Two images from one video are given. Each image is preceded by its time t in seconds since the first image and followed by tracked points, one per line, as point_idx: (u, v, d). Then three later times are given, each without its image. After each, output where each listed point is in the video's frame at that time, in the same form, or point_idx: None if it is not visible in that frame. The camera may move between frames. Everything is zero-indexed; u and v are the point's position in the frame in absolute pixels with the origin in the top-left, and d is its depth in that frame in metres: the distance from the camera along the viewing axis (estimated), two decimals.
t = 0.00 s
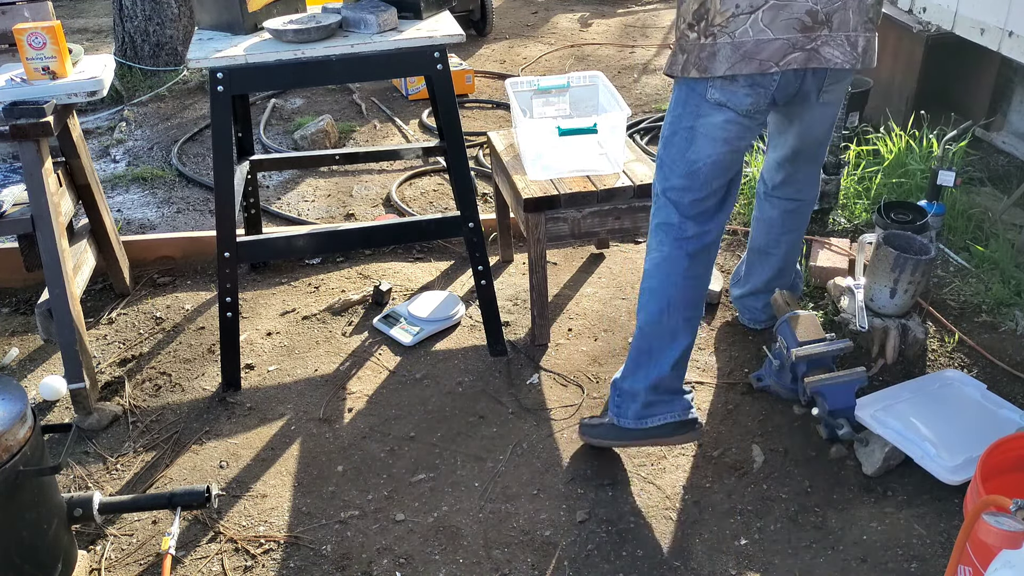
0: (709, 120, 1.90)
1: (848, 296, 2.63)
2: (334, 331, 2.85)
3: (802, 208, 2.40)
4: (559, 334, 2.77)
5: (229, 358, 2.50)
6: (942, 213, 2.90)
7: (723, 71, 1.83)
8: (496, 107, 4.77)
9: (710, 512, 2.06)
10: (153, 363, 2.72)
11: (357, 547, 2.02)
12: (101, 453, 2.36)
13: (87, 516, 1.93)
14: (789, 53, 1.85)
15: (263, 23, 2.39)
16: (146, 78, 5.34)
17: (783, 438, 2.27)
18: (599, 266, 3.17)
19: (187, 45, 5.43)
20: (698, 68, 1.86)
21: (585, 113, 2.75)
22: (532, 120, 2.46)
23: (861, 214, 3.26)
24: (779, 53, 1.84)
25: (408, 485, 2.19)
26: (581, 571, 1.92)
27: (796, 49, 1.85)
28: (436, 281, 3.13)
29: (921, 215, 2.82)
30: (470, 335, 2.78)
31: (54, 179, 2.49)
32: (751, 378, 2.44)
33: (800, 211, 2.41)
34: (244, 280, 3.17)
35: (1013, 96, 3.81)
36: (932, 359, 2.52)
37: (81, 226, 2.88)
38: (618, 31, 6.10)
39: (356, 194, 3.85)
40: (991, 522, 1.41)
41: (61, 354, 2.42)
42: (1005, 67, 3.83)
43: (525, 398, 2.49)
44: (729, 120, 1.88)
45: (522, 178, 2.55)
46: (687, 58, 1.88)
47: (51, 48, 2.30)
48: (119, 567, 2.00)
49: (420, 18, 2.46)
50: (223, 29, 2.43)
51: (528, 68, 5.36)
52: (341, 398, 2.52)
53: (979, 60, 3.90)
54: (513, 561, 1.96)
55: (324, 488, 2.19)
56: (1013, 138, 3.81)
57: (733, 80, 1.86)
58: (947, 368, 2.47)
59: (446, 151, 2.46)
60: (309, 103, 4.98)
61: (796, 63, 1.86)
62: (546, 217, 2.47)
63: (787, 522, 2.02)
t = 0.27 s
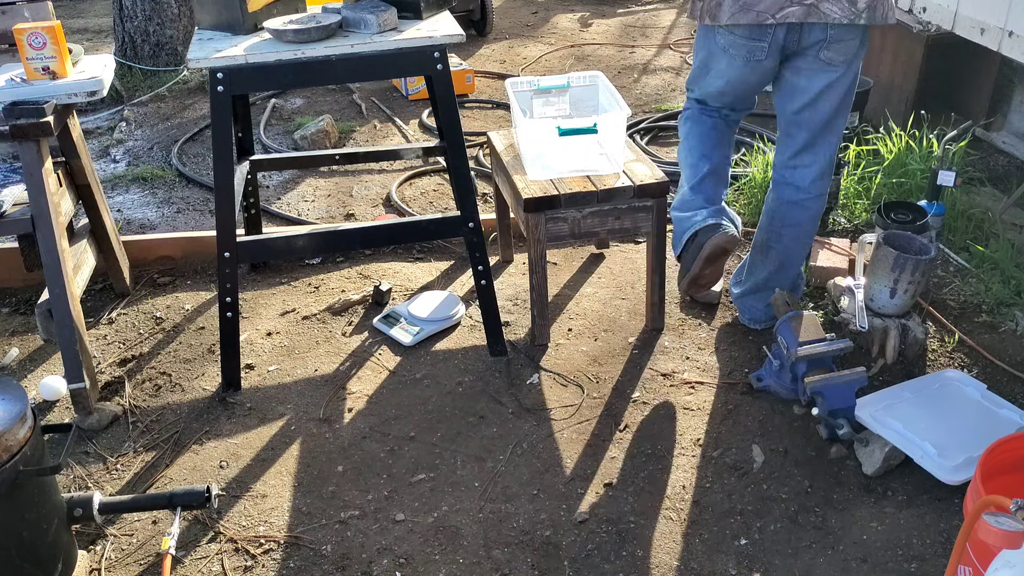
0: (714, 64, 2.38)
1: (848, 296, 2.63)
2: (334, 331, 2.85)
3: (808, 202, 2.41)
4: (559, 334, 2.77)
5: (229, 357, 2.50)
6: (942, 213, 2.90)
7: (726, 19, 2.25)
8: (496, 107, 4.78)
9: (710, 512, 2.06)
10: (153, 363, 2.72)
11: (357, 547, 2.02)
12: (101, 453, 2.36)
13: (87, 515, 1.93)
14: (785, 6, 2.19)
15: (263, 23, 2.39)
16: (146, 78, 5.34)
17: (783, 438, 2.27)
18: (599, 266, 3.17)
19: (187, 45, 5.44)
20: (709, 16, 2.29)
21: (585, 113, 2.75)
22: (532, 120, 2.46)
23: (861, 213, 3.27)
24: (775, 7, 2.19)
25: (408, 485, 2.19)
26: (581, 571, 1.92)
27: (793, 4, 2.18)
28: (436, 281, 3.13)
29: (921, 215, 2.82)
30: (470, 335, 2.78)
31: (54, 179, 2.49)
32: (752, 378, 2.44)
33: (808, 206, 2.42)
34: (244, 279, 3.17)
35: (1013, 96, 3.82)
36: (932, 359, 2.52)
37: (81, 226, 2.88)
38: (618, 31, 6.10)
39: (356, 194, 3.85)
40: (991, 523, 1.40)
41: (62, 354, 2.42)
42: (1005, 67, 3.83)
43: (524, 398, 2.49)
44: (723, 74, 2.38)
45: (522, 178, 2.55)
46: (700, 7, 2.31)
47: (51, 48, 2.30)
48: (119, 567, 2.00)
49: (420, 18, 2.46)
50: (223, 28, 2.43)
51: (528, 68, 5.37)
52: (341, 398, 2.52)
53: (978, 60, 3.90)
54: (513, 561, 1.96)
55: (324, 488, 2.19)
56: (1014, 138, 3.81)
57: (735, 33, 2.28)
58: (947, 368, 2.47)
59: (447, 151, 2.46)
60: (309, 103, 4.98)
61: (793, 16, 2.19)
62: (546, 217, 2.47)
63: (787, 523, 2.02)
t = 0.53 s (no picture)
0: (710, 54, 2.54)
1: (848, 296, 2.63)
2: (334, 331, 2.85)
3: (792, 176, 2.50)
4: (559, 334, 2.77)
5: (229, 357, 2.50)
6: (942, 213, 2.90)
7: (735, 23, 2.37)
8: (496, 107, 4.77)
9: (710, 512, 2.07)
10: (153, 363, 2.72)
11: (357, 547, 2.02)
12: (101, 453, 2.36)
13: (87, 515, 1.93)
14: (792, 4, 2.30)
15: (263, 23, 2.39)
16: (146, 78, 5.34)
17: (783, 438, 2.26)
18: (599, 266, 3.17)
19: (187, 45, 5.43)
20: (715, 19, 2.41)
21: (585, 113, 2.75)
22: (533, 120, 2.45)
23: (861, 213, 3.27)
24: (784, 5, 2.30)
25: (408, 485, 2.19)
26: (580, 571, 1.93)
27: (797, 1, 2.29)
28: (436, 281, 3.13)
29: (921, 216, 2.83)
30: (470, 335, 2.78)
31: (54, 179, 2.49)
32: (752, 378, 2.44)
33: (791, 179, 2.51)
34: (244, 279, 3.17)
35: (1013, 95, 3.84)
36: (932, 359, 2.52)
37: (81, 226, 2.88)
38: (618, 30, 6.10)
39: (356, 194, 3.85)
40: (991, 523, 1.40)
41: (62, 354, 2.42)
42: (1005, 67, 3.85)
43: (524, 398, 2.48)
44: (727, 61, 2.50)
45: (522, 178, 2.55)
46: (703, 10, 2.44)
47: (51, 48, 2.30)
48: (119, 567, 2.00)
49: (420, 18, 2.46)
50: (223, 28, 2.43)
51: (528, 68, 5.36)
52: (341, 398, 2.52)
53: (978, 60, 3.91)
54: (513, 561, 1.96)
55: (324, 488, 2.19)
56: (1014, 138, 3.81)
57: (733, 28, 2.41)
58: (947, 368, 2.47)
59: (447, 151, 2.46)
60: (309, 103, 4.98)
61: (799, 12, 2.30)
62: (546, 217, 2.47)
63: (787, 522, 2.02)
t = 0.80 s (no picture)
0: (696, 46, 2.65)
1: (848, 296, 2.63)
2: (334, 331, 2.85)
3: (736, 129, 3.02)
4: (559, 334, 2.77)
5: (229, 357, 2.50)
6: (942, 212, 2.90)
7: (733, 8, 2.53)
8: (496, 107, 4.77)
9: (710, 512, 2.06)
10: (153, 363, 2.72)
11: (357, 547, 2.02)
12: (101, 452, 2.36)
13: (87, 515, 1.92)
14: None
15: (263, 23, 2.39)
16: (146, 78, 5.34)
17: (783, 438, 2.26)
18: (599, 266, 3.17)
19: (187, 45, 5.43)
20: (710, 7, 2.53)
21: (585, 113, 2.76)
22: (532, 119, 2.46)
23: (861, 213, 3.27)
24: None
25: (408, 486, 2.19)
26: (580, 571, 1.92)
27: None
28: (436, 281, 3.13)
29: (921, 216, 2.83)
30: (470, 335, 2.78)
31: (54, 179, 2.49)
32: (752, 378, 2.44)
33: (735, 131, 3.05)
34: (244, 279, 3.17)
35: (1013, 96, 3.81)
36: (932, 359, 2.52)
37: (81, 226, 2.88)
38: (618, 30, 6.10)
39: (356, 194, 3.85)
40: (991, 523, 1.40)
41: (62, 353, 2.42)
42: (1005, 67, 3.83)
43: (524, 398, 2.48)
44: (716, 48, 2.64)
45: (522, 178, 2.54)
46: None
47: (51, 48, 2.30)
48: (119, 567, 2.00)
49: (420, 18, 2.46)
50: (224, 28, 2.43)
51: (528, 68, 5.36)
52: (341, 398, 2.52)
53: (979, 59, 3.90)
54: (513, 561, 1.96)
55: (324, 488, 2.19)
56: (1014, 138, 3.75)
57: (723, 16, 2.57)
58: (947, 368, 2.47)
59: (447, 151, 2.46)
60: (309, 103, 4.98)
61: None
62: (546, 216, 2.46)
63: (787, 522, 2.02)
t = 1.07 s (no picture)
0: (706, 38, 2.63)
1: (848, 296, 2.63)
2: (334, 331, 2.85)
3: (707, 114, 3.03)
4: (559, 334, 2.77)
5: (229, 357, 2.50)
6: (942, 212, 2.90)
7: None
8: (496, 107, 4.77)
9: (710, 512, 2.07)
10: (153, 363, 2.72)
11: (357, 547, 2.02)
12: (101, 452, 2.36)
13: (87, 515, 1.92)
14: None
15: (263, 23, 2.39)
16: (146, 78, 5.34)
17: (783, 438, 2.26)
18: (599, 266, 3.17)
19: (187, 45, 5.44)
20: None
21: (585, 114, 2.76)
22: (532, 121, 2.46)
23: (861, 213, 3.26)
24: None
25: (408, 486, 2.19)
26: (580, 571, 1.92)
27: None
28: (436, 281, 3.13)
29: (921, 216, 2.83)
30: (470, 335, 2.78)
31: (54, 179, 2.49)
32: (752, 378, 2.43)
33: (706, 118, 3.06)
34: (244, 279, 3.17)
35: (1013, 96, 3.80)
36: (932, 359, 2.52)
37: (81, 226, 2.88)
38: (618, 30, 6.10)
39: (356, 194, 3.85)
40: (991, 522, 1.40)
41: (62, 353, 2.42)
42: (1005, 67, 3.82)
43: (524, 398, 2.48)
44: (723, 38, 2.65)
45: (522, 178, 2.54)
46: None
47: (51, 48, 2.30)
48: (119, 567, 2.00)
49: (420, 18, 2.46)
50: (224, 28, 2.43)
51: (528, 68, 5.36)
52: (341, 398, 2.52)
53: (978, 59, 3.89)
54: (513, 561, 1.96)
55: (323, 488, 2.19)
56: (1013, 139, 3.74)
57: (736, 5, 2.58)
58: (947, 368, 2.47)
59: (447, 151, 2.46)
60: (309, 103, 4.98)
61: None
62: (546, 217, 2.46)
63: (787, 522, 2.02)
